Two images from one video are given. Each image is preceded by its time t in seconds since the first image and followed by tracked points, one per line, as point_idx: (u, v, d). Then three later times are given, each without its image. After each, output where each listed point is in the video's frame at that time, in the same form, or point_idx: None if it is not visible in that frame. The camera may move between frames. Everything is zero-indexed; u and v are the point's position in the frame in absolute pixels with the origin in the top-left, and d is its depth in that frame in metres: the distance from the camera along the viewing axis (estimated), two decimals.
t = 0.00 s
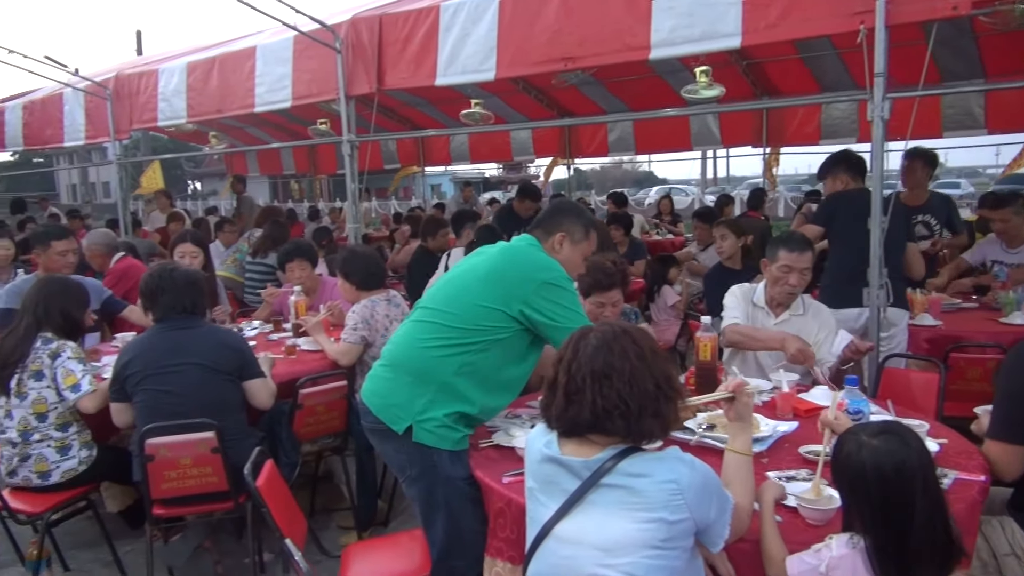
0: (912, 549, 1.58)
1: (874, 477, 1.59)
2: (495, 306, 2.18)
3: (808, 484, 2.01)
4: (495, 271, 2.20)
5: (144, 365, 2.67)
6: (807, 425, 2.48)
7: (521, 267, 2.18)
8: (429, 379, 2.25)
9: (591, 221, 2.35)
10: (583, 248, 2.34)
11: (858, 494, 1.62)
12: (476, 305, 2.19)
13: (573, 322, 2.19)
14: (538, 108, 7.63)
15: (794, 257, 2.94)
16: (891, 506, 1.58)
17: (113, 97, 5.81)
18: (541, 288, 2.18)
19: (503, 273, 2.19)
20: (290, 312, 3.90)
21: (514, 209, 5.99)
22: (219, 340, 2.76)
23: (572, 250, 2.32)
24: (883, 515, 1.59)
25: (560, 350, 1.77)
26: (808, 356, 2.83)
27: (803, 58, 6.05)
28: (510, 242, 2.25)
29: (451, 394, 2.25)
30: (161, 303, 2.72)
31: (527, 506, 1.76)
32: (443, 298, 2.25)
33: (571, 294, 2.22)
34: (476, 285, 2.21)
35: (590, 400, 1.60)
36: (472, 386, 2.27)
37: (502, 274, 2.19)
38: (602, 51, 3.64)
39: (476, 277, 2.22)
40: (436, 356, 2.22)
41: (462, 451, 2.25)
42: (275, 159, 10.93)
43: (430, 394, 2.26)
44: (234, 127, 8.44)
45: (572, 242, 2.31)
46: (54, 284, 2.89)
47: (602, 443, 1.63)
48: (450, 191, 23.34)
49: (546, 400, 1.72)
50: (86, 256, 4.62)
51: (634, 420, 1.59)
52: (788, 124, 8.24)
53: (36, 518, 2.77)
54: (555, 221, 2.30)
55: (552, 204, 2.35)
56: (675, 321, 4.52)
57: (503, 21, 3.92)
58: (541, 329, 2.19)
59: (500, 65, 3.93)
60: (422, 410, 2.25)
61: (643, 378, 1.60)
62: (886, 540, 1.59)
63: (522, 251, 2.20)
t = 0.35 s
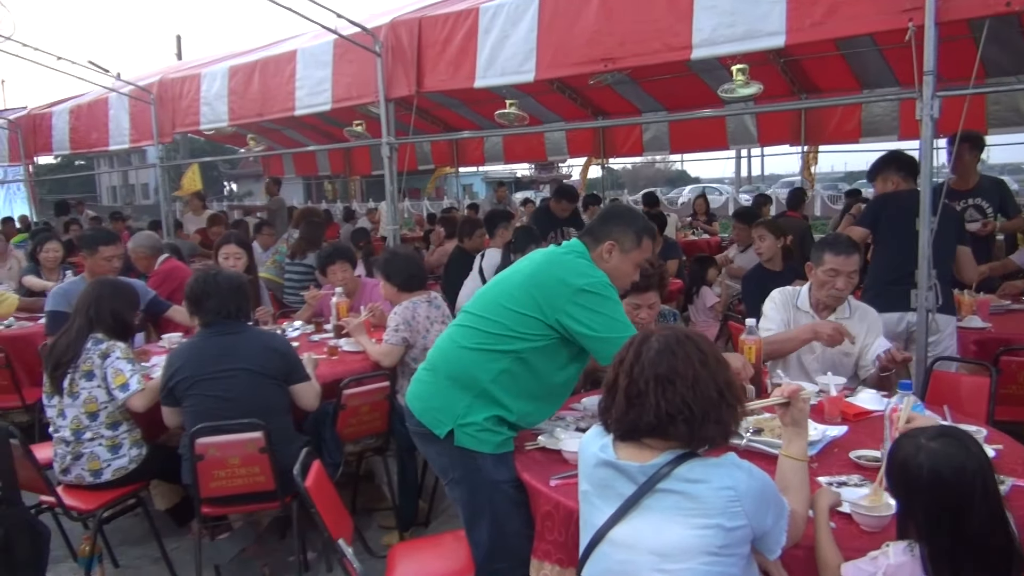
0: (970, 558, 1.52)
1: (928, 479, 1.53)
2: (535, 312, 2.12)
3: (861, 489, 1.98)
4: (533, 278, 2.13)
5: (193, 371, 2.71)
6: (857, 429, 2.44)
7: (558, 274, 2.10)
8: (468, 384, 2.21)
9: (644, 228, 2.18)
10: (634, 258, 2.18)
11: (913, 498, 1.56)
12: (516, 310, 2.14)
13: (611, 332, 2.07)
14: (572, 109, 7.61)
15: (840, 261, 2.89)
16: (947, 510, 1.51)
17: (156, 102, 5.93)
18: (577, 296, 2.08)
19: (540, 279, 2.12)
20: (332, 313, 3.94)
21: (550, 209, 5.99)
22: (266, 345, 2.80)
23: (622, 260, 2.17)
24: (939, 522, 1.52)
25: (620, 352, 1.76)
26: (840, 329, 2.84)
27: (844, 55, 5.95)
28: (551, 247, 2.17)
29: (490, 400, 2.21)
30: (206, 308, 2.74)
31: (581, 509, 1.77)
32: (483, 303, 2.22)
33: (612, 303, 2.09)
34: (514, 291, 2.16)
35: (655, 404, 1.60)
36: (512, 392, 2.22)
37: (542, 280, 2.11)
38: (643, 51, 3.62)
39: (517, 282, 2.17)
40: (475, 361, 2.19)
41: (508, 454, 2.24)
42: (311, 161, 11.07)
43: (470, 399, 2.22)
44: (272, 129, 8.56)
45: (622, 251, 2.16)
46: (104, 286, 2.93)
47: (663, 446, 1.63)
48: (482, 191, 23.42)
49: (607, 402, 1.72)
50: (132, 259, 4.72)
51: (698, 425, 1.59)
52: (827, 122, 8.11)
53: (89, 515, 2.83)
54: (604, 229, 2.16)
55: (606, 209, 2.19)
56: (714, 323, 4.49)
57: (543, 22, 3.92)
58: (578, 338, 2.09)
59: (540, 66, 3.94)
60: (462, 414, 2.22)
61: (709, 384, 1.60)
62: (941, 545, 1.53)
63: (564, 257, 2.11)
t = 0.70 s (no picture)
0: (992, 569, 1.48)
1: (950, 487, 1.49)
2: (559, 323, 2.12)
3: (882, 497, 1.98)
4: (558, 290, 2.13)
5: (220, 372, 2.73)
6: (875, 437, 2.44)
7: (583, 286, 2.10)
8: (489, 391, 2.23)
9: (670, 238, 2.15)
10: (660, 269, 2.15)
11: (934, 505, 1.52)
12: (540, 320, 2.15)
13: (641, 339, 2.07)
14: (583, 113, 7.62)
15: (848, 267, 2.91)
16: (968, 517, 1.48)
17: (171, 105, 5.98)
18: (603, 307, 2.08)
19: (565, 291, 2.12)
20: (347, 316, 3.97)
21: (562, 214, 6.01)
22: (291, 350, 2.81)
23: (647, 272, 2.15)
24: (961, 531, 1.49)
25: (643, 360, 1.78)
26: (851, 336, 2.76)
27: (856, 61, 5.95)
28: (576, 257, 2.17)
29: (510, 407, 2.23)
30: (232, 310, 2.76)
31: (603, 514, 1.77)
32: (507, 314, 2.23)
33: (641, 310, 2.09)
34: (540, 302, 2.16)
35: (665, 413, 1.62)
36: (533, 400, 2.23)
37: (567, 291, 2.11)
38: (659, 58, 3.64)
39: (541, 292, 2.17)
40: (497, 370, 2.20)
41: (529, 460, 2.25)
42: (321, 164, 11.12)
43: (490, 406, 2.23)
44: (284, 133, 8.60)
45: (647, 263, 2.14)
46: (126, 289, 2.95)
47: (678, 455, 1.63)
48: (491, 194, 23.46)
49: (627, 409, 1.75)
50: (148, 261, 4.76)
51: (708, 437, 1.58)
52: (837, 128, 8.11)
53: (108, 516, 2.85)
54: (629, 240, 2.14)
55: (631, 220, 2.17)
56: (727, 328, 4.50)
57: (559, 28, 3.94)
58: (607, 346, 2.10)
59: (556, 72, 3.96)
60: (482, 421, 2.23)
61: (721, 397, 1.59)
62: (962, 553, 1.49)
63: (589, 267, 2.11)
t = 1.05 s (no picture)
0: None
1: (984, 502, 1.47)
2: (583, 332, 2.12)
3: (908, 510, 1.97)
4: (582, 300, 2.13)
5: (245, 375, 2.74)
6: (898, 449, 2.42)
7: (608, 296, 2.09)
8: (512, 398, 2.23)
9: (695, 249, 2.14)
10: (685, 280, 2.14)
11: (968, 521, 1.49)
12: (564, 329, 2.15)
13: (665, 350, 2.06)
14: (599, 119, 7.63)
15: (852, 279, 2.89)
16: (1003, 534, 1.45)
17: (191, 109, 6.04)
18: (628, 318, 2.08)
19: (590, 301, 2.12)
20: (365, 321, 3.98)
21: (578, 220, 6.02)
22: (316, 356, 2.82)
23: (671, 283, 2.14)
24: (994, 549, 1.46)
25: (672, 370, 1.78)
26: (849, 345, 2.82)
27: (874, 69, 5.93)
28: (601, 266, 2.17)
29: (533, 415, 2.23)
30: (262, 313, 2.79)
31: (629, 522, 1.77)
32: (532, 322, 2.23)
33: (665, 321, 2.09)
34: (564, 311, 2.16)
35: (692, 425, 1.61)
36: (556, 409, 2.23)
37: (591, 300, 2.11)
38: (679, 66, 3.64)
39: (566, 301, 2.18)
40: (521, 378, 2.21)
41: (551, 468, 2.26)
42: (336, 168, 11.18)
43: (513, 413, 2.24)
44: (300, 137, 8.66)
45: (672, 274, 2.13)
46: (148, 292, 2.97)
47: (705, 467, 1.62)
48: (504, 200, 23.48)
49: (654, 418, 1.75)
50: (168, 263, 4.80)
51: (735, 451, 1.58)
52: (854, 137, 8.07)
53: (128, 517, 2.87)
54: (654, 251, 2.13)
55: (657, 230, 2.16)
56: (743, 337, 4.49)
57: (578, 35, 3.95)
58: (630, 357, 2.10)
59: (575, 79, 3.97)
60: (505, 427, 2.24)
61: (748, 411, 1.58)
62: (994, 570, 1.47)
63: (615, 277, 2.11)
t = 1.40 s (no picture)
0: None
1: (1004, 515, 1.44)
2: (600, 340, 2.12)
3: (924, 523, 1.95)
4: (601, 308, 2.13)
5: (259, 376, 2.74)
6: (915, 460, 2.41)
7: (627, 306, 2.10)
8: (528, 404, 2.23)
9: (714, 260, 2.14)
10: (704, 291, 2.14)
11: (987, 534, 1.46)
12: (582, 336, 2.15)
13: (680, 363, 2.06)
14: (610, 125, 7.63)
15: (852, 292, 2.90)
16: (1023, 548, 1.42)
17: (205, 111, 6.07)
18: (646, 328, 2.08)
19: (608, 309, 2.12)
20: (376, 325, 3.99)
21: (589, 225, 6.01)
22: (330, 359, 2.83)
23: (691, 293, 2.14)
24: (1014, 563, 1.43)
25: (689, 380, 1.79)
26: (837, 368, 2.92)
27: (887, 78, 5.91)
28: (621, 275, 2.17)
29: (549, 422, 2.23)
30: (277, 315, 2.80)
31: (648, 531, 1.77)
32: (549, 328, 2.23)
33: (683, 334, 2.09)
34: (582, 318, 2.16)
35: (705, 431, 1.62)
36: (572, 416, 2.22)
37: (610, 309, 2.11)
38: (694, 73, 3.63)
39: (584, 308, 2.17)
40: (536, 384, 2.21)
41: (565, 474, 2.25)
42: (347, 172, 11.21)
43: (528, 419, 2.23)
44: (312, 140, 8.69)
45: (692, 284, 2.13)
46: (163, 293, 2.98)
47: (725, 476, 1.62)
48: (513, 205, 23.48)
49: (672, 427, 1.76)
50: (181, 264, 4.81)
51: (748, 456, 1.57)
52: (867, 145, 8.05)
53: (140, 517, 2.88)
54: (673, 262, 2.13)
55: (677, 240, 2.16)
56: (754, 345, 4.47)
57: (592, 41, 3.95)
58: (645, 368, 2.09)
59: (589, 85, 3.97)
60: (520, 433, 2.23)
61: (760, 416, 1.58)
62: None
63: (634, 286, 2.11)
